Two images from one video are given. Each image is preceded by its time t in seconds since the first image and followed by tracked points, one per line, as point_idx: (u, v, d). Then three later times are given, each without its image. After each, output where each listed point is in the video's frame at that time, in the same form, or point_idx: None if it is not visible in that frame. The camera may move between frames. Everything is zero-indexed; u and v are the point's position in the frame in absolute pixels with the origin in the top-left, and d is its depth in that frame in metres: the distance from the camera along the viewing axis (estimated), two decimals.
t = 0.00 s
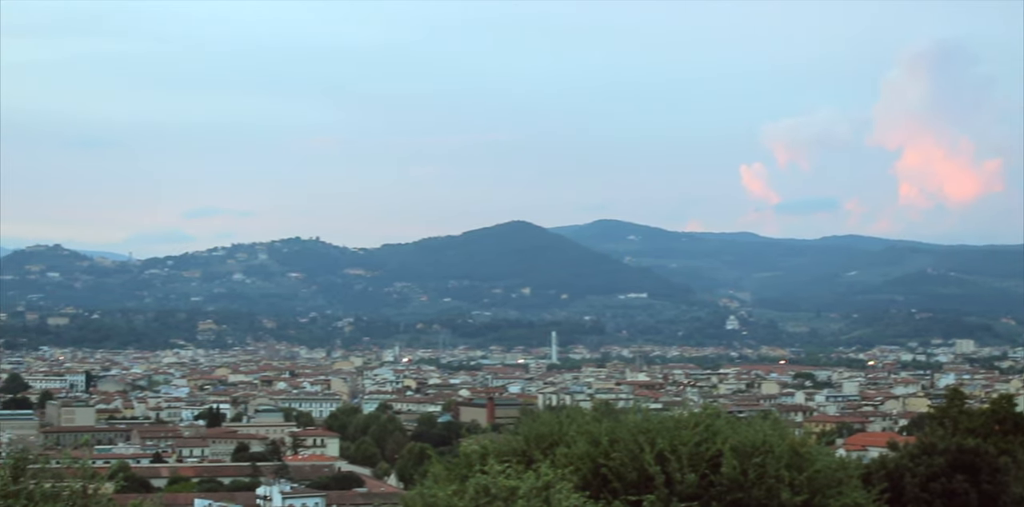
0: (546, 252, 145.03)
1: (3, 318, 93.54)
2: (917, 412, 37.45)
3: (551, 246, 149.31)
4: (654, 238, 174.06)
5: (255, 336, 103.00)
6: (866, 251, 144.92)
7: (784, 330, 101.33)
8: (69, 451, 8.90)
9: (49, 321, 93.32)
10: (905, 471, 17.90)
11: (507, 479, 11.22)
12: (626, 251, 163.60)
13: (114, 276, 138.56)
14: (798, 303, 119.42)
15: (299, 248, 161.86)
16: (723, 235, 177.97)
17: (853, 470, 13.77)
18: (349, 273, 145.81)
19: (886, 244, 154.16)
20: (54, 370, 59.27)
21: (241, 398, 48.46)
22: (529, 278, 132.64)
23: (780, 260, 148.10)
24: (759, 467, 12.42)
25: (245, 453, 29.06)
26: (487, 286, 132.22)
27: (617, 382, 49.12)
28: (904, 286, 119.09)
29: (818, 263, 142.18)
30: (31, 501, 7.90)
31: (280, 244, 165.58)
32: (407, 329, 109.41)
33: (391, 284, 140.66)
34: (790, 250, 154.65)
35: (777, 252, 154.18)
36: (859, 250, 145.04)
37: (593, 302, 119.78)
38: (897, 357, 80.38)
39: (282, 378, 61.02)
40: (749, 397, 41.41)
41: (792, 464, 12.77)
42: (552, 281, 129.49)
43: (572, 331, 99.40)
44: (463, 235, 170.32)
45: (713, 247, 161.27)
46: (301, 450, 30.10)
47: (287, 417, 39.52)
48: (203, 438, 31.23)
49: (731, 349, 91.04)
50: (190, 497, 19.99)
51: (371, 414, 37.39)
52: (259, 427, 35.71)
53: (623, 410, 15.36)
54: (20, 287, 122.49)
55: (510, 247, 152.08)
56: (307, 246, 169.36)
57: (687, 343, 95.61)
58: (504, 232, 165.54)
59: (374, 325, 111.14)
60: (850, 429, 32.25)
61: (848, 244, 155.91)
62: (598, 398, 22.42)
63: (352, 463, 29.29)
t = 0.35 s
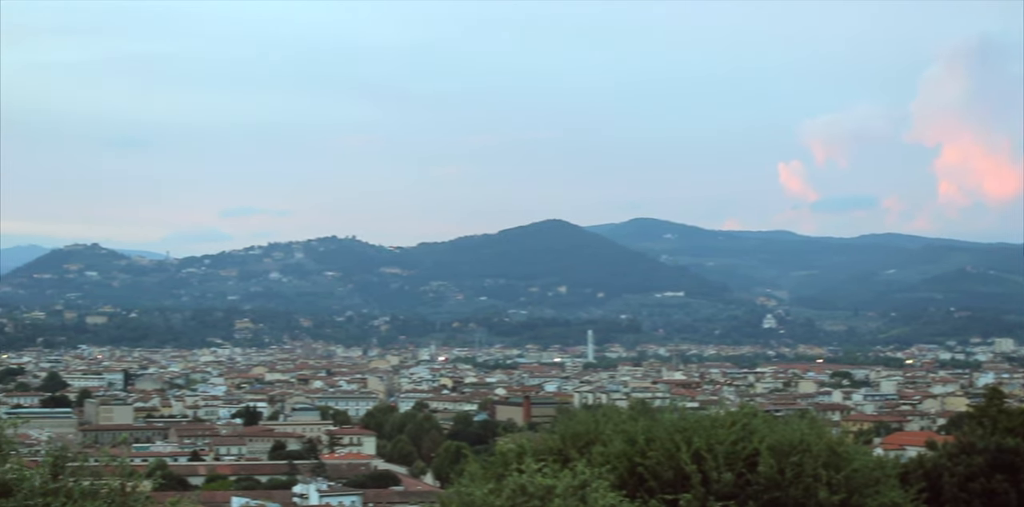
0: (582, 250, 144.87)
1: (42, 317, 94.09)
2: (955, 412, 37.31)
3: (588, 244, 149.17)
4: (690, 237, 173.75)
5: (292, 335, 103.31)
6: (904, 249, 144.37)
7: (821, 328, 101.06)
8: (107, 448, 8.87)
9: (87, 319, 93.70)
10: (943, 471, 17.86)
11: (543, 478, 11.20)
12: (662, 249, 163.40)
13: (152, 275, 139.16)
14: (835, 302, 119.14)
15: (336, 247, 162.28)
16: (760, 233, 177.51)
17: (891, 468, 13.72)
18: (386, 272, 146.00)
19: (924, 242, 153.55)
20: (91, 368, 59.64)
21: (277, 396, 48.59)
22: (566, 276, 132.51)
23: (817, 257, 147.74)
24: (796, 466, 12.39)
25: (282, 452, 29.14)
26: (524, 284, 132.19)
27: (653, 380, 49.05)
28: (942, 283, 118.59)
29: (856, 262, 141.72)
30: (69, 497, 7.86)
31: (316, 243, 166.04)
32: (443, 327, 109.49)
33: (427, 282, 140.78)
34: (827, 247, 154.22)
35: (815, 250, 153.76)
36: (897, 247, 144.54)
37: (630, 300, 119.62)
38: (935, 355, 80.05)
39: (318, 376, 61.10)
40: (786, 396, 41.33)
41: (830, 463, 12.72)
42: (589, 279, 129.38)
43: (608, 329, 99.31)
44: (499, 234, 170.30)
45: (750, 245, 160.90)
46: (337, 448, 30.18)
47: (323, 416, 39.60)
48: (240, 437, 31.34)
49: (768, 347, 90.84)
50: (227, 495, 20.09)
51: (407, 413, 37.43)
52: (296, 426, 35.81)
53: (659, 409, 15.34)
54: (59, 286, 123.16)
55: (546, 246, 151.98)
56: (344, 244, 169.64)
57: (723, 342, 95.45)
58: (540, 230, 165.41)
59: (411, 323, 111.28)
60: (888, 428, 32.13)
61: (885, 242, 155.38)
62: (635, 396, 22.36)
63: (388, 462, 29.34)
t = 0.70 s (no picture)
0: (618, 247, 144.64)
1: (81, 316, 94.54)
2: (993, 411, 37.15)
3: (624, 241, 148.95)
4: (728, 235, 173.33)
5: (329, 334, 103.53)
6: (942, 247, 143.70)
7: (859, 327, 100.67)
8: (146, 447, 8.90)
9: (125, 320, 94.17)
10: (980, 469, 17.78)
11: (579, 477, 11.19)
12: (700, 248, 163.01)
13: (190, 274, 139.63)
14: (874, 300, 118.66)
15: (373, 245, 162.57)
16: (797, 231, 176.94)
17: (929, 468, 13.66)
18: (423, 271, 146.15)
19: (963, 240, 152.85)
20: (128, 367, 59.83)
21: (314, 394, 48.63)
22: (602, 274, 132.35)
23: (856, 255, 147.22)
24: (833, 465, 12.37)
25: (318, 450, 29.23)
26: (561, 283, 132.12)
27: (690, 379, 48.91)
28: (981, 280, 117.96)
29: (894, 259, 141.16)
30: (108, 495, 7.86)
31: (354, 242, 166.35)
32: (480, 326, 109.52)
33: (464, 281, 140.85)
34: (866, 245, 153.63)
35: (853, 248, 153.23)
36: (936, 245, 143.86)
37: (666, 298, 119.45)
38: (974, 354, 79.65)
39: (355, 375, 61.20)
40: (823, 394, 41.16)
41: (867, 462, 12.68)
42: (625, 277, 129.21)
43: (646, 328, 99.14)
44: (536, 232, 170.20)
45: (788, 243, 160.41)
46: (374, 447, 30.21)
47: (359, 415, 39.62)
48: (276, 435, 31.39)
49: (805, 346, 90.52)
50: (264, 492, 20.13)
51: (443, 412, 37.42)
52: (333, 424, 35.86)
53: (695, 408, 15.31)
54: (97, 286, 123.88)
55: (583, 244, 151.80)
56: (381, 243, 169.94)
57: (760, 341, 95.15)
58: (577, 229, 165.23)
59: (447, 322, 111.36)
60: (926, 427, 31.99)
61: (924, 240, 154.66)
62: (669, 395, 22.34)
63: (424, 460, 29.37)
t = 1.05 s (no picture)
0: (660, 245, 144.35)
1: (124, 315, 95.05)
2: None
3: (666, 238, 148.64)
4: (771, 233, 172.81)
5: (371, 332, 103.75)
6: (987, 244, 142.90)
7: (903, 325, 100.19)
8: (190, 444, 8.91)
9: (168, 319, 94.57)
10: None
11: (621, 475, 11.18)
12: (742, 246, 162.56)
13: (232, 272, 140.15)
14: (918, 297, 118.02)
15: (415, 244, 162.81)
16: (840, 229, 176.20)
17: (973, 466, 13.59)
18: (465, 269, 146.25)
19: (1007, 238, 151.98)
20: (172, 365, 60.11)
21: (355, 392, 48.70)
22: (644, 272, 132.11)
23: (899, 251, 146.54)
24: (876, 463, 12.31)
25: (360, 448, 29.30)
26: (603, 281, 131.97)
27: (732, 377, 48.78)
28: None
29: (937, 257, 140.45)
30: (151, 493, 7.83)
31: (396, 240, 166.68)
32: (521, 324, 109.49)
33: (506, 279, 140.84)
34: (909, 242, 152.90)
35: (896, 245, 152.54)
36: (980, 243, 143.07)
37: (709, 295, 119.17)
38: (1018, 352, 79.17)
39: (397, 373, 61.27)
40: (866, 393, 40.97)
41: (910, 460, 12.61)
42: (667, 275, 128.95)
43: (687, 326, 98.92)
44: (578, 230, 170.04)
45: (831, 242, 159.79)
46: (416, 444, 30.27)
47: (401, 413, 39.66)
48: (319, 433, 31.48)
49: (848, 345, 90.13)
50: (307, 490, 20.18)
51: (484, 410, 37.43)
52: (374, 423, 35.93)
53: (737, 406, 15.25)
54: (140, 284, 124.50)
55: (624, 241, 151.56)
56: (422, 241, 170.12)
57: (803, 338, 94.86)
58: (619, 227, 165.00)
59: (489, 320, 111.40)
60: (970, 426, 31.79)
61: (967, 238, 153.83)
62: (711, 393, 22.28)
63: (466, 458, 29.39)
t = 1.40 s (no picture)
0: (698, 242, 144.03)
1: (163, 313, 95.51)
2: None
3: (703, 235, 148.27)
4: (809, 231, 172.27)
5: (408, 330, 103.92)
6: None
7: (942, 323, 99.69)
8: (227, 442, 8.90)
9: (207, 318, 94.94)
10: None
11: (660, 474, 11.15)
12: (781, 244, 162.09)
13: (270, 271, 140.61)
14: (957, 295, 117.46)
15: (453, 243, 162.97)
16: (879, 227, 175.49)
17: (1014, 464, 13.46)
18: (503, 267, 146.29)
19: None
20: (210, 363, 60.29)
21: (393, 390, 48.78)
22: (681, 269, 131.83)
23: (938, 248, 145.86)
24: (915, 462, 12.25)
25: (398, 445, 29.33)
26: (640, 279, 131.77)
27: (770, 376, 48.63)
28: None
29: (977, 254, 139.72)
30: (190, 491, 7.83)
31: (434, 239, 166.89)
32: (559, 322, 109.43)
33: (543, 277, 140.82)
34: (949, 240, 152.18)
35: (935, 243, 151.84)
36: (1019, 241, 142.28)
37: (747, 292, 118.91)
38: None
39: (434, 371, 61.35)
40: (904, 391, 40.78)
41: (950, 460, 12.51)
42: (704, 273, 128.65)
43: (725, 324, 98.69)
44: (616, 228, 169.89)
45: (869, 239, 159.19)
46: (453, 443, 30.29)
47: (438, 411, 39.67)
48: (357, 431, 31.53)
49: (887, 343, 89.73)
50: (344, 488, 20.18)
51: (522, 407, 37.39)
52: (412, 421, 35.96)
53: (775, 405, 15.20)
54: (179, 283, 125.00)
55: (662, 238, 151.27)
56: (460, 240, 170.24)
57: (841, 337, 94.50)
58: (657, 225, 164.74)
59: (527, 318, 111.41)
60: (1008, 425, 31.64)
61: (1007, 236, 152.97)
62: (748, 390, 22.24)
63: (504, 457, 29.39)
